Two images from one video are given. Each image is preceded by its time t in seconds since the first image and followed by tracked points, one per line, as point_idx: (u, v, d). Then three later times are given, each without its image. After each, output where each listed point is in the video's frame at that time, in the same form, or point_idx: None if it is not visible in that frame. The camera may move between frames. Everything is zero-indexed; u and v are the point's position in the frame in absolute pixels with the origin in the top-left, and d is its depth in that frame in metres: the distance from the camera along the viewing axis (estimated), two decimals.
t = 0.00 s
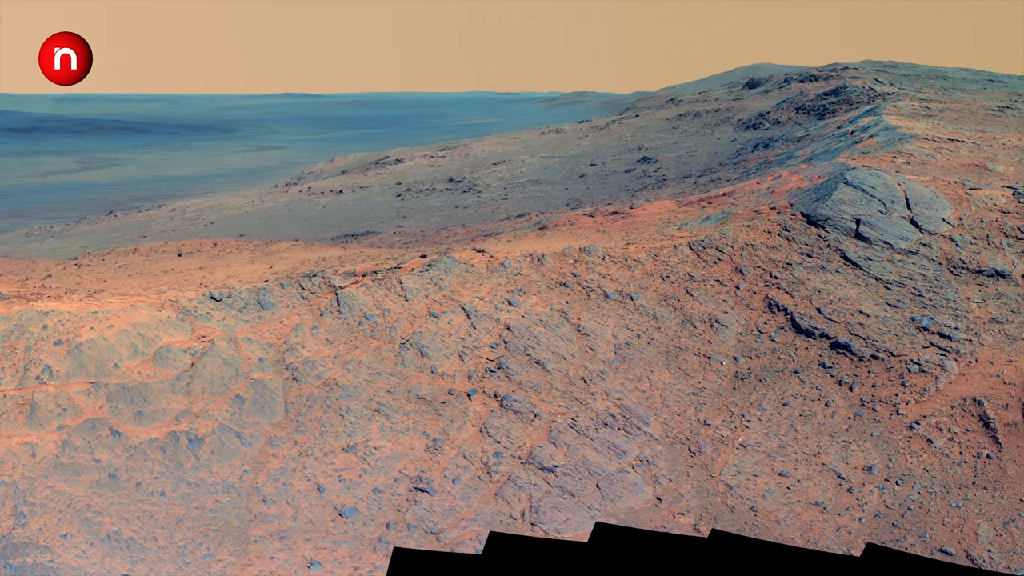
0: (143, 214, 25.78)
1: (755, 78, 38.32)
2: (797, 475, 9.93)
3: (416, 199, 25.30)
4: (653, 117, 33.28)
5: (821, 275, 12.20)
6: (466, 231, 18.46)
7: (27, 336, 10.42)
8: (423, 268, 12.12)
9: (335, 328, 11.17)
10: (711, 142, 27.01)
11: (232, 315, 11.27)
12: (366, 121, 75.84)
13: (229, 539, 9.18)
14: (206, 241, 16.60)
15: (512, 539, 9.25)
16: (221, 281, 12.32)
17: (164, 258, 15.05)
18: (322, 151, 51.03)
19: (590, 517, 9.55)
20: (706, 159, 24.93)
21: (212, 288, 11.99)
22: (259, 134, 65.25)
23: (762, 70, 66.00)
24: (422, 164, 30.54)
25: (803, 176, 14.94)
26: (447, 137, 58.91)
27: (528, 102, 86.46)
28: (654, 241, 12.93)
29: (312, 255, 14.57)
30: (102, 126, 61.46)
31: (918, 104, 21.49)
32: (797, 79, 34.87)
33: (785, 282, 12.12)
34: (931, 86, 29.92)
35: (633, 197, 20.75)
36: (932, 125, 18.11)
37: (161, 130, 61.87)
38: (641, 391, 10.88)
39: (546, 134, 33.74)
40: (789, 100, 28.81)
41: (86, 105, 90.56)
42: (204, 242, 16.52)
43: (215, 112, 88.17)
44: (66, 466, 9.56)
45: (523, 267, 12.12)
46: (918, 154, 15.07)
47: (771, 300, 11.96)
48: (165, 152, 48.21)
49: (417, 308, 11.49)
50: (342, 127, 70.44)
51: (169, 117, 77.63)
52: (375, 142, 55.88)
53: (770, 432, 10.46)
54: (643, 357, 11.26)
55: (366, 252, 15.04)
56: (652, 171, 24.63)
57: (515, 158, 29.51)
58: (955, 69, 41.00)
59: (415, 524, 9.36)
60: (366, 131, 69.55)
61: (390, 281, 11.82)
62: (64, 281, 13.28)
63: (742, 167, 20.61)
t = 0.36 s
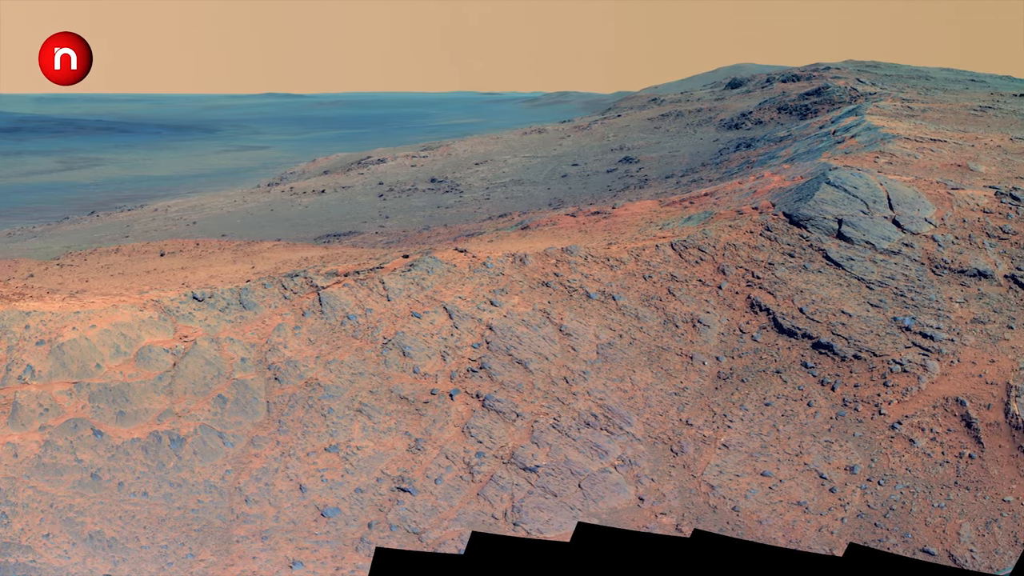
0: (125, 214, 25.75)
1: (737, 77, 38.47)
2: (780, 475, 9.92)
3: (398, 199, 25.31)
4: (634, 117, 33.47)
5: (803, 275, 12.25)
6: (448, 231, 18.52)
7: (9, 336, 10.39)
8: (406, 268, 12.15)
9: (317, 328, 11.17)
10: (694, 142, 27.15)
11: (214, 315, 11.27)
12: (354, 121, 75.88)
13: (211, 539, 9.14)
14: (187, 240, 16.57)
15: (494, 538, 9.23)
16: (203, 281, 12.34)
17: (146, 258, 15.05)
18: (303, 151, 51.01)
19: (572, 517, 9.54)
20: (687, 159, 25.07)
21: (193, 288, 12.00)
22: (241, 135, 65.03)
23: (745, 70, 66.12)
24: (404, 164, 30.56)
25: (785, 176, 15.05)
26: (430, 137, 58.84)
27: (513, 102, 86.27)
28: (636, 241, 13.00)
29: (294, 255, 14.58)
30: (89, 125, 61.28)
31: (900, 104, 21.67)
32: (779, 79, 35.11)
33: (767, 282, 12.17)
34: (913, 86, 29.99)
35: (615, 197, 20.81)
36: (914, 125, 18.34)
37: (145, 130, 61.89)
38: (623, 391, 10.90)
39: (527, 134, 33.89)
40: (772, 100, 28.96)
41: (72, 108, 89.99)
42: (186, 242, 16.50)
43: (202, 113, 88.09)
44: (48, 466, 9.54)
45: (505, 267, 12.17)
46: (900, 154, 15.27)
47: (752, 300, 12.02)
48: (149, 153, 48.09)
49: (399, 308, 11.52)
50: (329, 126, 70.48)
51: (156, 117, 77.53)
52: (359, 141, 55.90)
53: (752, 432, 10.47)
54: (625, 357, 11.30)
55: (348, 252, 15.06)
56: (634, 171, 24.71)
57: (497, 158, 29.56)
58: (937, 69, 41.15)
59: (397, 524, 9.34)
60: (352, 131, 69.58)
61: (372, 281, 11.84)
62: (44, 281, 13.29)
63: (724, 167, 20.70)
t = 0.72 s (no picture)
0: (107, 214, 25.77)
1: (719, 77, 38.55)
2: (762, 475, 9.92)
3: (380, 199, 25.31)
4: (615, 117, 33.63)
5: (785, 275, 12.29)
6: (430, 231, 18.55)
7: None
8: (388, 268, 12.15)
9: (299, 328, 11.18)
10: (677, 142, 27.21)
11: (196, 315, 11.27)
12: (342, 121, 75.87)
13: (193, 539, 9.13)
14: (169, 240, 16.54)
15: (477, 538, 9.15)
16: (185, 281, 12.34)
17: (129, 258, 15.04)
18: (285, 151, 50.97)
19: (554, 517, 9.54)
20: (670, 159, 25.12)
21: (175, 288, 11.99)
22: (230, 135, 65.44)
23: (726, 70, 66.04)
24: (386, 164, 30.59)
25: (767, 176, 15.10)
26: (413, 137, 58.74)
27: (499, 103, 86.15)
28: (618, 241, 13.02)
29: (276, 255, 14.57)
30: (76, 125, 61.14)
31: (883, 104, 21.75)
32: (761, 79, 35.22)
33: (749, 282, 12.20)
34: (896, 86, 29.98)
35: (596, 197, 20.85)
36: (895, 125, 18.37)
37: (129, 130, 61.92)
38: (605, 391, 10.91)
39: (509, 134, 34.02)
40: (754, 100, 29.04)
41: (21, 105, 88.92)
42: (168, 242, 16.47)
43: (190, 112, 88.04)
44: (30, 466, 9.53)
45: (487, 268, 12.17)
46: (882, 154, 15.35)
47: (734, 300, 12.05)
48: (132, 152, 47.93)
49: (381, 308, 11.53)
50: (316, 126, 70.53)
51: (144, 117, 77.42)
52: (341, 142, 55.83)
53: (735, 432, 10.48)
54: (607, 357, 11.31)
55: (330, 253, 15.05)
56: (617, 171, 24.73)
57: (479, 158, 29.57)
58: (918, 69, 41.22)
59: (379, 524, 9.34)
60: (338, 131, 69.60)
61: (354, 281, 11.85)
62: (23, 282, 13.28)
63: (706, 167, 20.74)
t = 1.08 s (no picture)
0: (88, 214, 25.76)
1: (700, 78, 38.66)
2: (744, 475, 9.91)
3: (363, 199, 25.31)
4: (597, 117, 33.73)
5: (767, 275, 12.33)
6: (412, 231, 18.60)
7: None
8: (370, 268, 12.17)
9: (281, 328, 11.21)
10: (659, 142, 27.25)
11: (178, 316, 11.28)
12: (327, 121, 75.82)
13: (175, 539, 9.09)
14: (151, 240, 16.53)
15: (459, 538, 9.08)
16: (168, 282, 12.35)
17: (111, 258, 15.05)
18: (267, 151, 50.95)
19: (536, 517, 9.52)
20: (652, 159, 25.16)
21: (158, 288, 11.98)
22: (203, 137, 64.33)
23: (706, 70, 65.86)
24: (367, 164, 30.63)
25: (749, 176, 15.15)
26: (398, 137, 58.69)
27: (490, 103, 85.96)
28: (600, 241, 13.05)
29: (258, 255, 14.58)
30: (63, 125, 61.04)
31: (865, 104, 21.81)
32: (743, 79, 35.31)
33: (731, 282, 12.24)
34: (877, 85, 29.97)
35: (578, 197, 20.89)
36: (877, 124, 18.45)
37: (110, 130, 61.91)
38: (587, 391, 10.92)
39: (490, 134, 34.11)
40: (736, 100, 29.13)
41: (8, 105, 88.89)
42: (150, 242, 16.45)
43: (176, 112, 88.03)
44: (12, 466, 9.49)
45: (469, 268, 12.19)
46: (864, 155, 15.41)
47: (717, 299, 12.10)
48: (114, 153, 47.73)
49: (364, 308, 11.54)
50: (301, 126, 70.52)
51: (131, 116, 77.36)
52: (321, 142, 55.69)
53: (717, 432, 10.48)
54: (589, 357, 11.33)
55: (312, 253, 15.06)
56: (599, 171, 24.74)
57: (461, 158, 29.57)
58: (901, 68, 41.24)
59: (361, 524, 9.31)
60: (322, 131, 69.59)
61: (336, 281, 11.87)
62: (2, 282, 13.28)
63: (688, 167, 20.77)
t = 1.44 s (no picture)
0: (71, 214, 25.74)
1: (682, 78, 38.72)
2: (726, 475, 9.91)
3: (345, 199, 25.31)
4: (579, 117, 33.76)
5: (749, 275, 12.35)
6: (394, 231, 18.63)
7: None
8: (352, 268, 12.18)
9: (263, 328, 11.22)
10: (642, 142, 27.28)
11: (160, 315, 11.28)
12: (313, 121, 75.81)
13: (157, 539, 9.06)
14: (133, 240, 16.51)
15: (443, 538, 8.78)
16: (150, 281, 12.35)
17: (93, 257, 15.04)
18: (250, 150, 50.93)
19: (517, 517, 9.51)
20: (635, 159, 25.19)
21: (141, 288, 11.98)
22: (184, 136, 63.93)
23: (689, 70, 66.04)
24: (350, 164, 30.63)
25: (731, 176, 15.17)
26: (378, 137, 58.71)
27: (479, 103, 85.89)
28: (582, 241, 13.06)
29: (240, 255, 14.58)
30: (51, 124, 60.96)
31: (847, 104, 21.85)
32: (724, 79, 35.37)
33: (713, 282, 12.26)
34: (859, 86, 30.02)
35: (560, 197, 20.91)
36: (859, 124, 18.52)
37: (93, 130, 61.90)
38: (569, 391, 10.94)
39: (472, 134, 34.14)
40: (718, 100, 29.20)
41: None
42: (132, 242, 16.43)
43: (163, 112, 87.98)
44: None
45: (452, 267, 12.19)
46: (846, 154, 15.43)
47: (699, 300, 12.10)
48: (97, 153, 47.61)
49: (346, 308, 11.55)
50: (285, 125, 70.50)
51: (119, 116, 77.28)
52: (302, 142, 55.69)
53: (699, 432, 10.49)
54: (571, 358, 11.35)
55: (294, 252, 15.06)
56: (581, 171, 24.76)
57: (443, 158, 29.58)
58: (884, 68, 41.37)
59: (343, 524, 9.29)
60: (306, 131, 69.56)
61: (318, 281, 11.88)
62: None
63: (670, 167, 20.78)
